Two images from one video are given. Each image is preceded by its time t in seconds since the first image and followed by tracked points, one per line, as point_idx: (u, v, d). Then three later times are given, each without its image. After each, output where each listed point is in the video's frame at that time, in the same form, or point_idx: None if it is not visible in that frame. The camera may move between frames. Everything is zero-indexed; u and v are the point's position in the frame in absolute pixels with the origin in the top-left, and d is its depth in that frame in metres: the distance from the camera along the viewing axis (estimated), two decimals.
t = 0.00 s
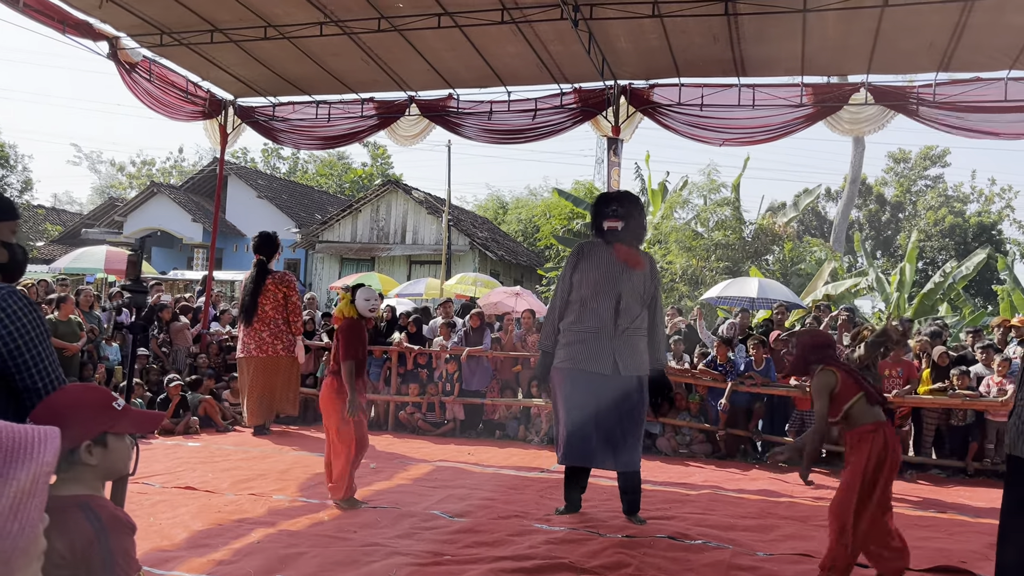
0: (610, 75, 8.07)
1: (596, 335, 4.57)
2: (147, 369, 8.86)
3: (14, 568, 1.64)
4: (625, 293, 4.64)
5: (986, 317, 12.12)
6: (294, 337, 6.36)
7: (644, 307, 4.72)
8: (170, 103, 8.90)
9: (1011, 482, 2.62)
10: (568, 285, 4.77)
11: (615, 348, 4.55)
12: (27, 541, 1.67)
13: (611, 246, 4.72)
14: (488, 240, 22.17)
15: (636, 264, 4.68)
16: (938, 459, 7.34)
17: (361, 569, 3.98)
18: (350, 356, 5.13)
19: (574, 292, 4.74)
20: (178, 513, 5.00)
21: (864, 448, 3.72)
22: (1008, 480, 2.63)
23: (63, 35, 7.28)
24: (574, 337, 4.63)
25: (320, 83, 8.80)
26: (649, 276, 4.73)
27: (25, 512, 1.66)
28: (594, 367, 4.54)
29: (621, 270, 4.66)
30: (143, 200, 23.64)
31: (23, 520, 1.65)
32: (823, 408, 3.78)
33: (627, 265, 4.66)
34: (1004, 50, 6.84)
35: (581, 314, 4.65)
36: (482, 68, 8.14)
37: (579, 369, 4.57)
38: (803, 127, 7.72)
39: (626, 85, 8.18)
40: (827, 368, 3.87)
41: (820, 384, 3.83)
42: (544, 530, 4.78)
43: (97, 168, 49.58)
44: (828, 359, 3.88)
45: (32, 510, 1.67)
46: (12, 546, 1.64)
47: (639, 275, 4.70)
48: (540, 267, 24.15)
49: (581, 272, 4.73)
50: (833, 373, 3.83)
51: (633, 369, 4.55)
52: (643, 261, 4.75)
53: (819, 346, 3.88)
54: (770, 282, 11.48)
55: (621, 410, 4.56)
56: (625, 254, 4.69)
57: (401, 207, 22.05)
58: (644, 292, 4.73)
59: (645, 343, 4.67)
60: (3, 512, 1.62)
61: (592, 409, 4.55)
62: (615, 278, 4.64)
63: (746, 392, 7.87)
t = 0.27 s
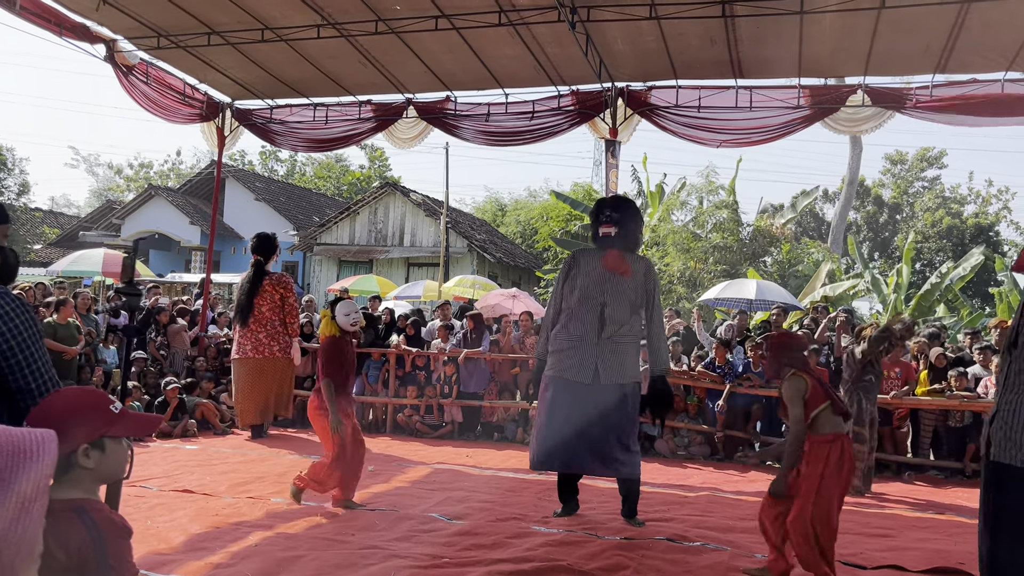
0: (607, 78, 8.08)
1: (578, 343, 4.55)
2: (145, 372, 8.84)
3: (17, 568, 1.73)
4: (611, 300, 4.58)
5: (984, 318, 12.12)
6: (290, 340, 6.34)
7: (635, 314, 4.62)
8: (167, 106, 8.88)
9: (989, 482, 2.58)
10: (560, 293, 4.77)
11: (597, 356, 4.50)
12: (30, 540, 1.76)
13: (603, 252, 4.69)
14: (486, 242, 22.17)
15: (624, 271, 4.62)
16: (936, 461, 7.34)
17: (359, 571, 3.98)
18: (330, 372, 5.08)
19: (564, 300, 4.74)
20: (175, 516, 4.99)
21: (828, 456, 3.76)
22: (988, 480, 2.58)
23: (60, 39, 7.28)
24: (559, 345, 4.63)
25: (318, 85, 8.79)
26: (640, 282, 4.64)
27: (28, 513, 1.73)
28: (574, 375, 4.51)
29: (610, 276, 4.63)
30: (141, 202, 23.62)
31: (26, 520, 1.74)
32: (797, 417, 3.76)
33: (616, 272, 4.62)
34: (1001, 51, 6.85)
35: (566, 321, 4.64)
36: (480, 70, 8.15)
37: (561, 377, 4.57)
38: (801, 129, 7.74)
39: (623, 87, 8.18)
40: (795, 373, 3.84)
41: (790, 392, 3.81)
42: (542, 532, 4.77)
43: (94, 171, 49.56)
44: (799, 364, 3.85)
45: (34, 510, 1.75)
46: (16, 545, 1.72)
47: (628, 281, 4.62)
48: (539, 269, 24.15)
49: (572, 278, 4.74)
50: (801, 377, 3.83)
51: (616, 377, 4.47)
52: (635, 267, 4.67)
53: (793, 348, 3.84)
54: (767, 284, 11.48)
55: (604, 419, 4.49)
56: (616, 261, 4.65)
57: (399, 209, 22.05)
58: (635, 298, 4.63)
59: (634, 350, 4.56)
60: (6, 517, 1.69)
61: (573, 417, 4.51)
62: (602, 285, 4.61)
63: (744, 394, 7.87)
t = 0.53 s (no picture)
0: (605, 80, 8.08)
1: (567, 343, 4.56)
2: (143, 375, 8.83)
3: (21, 570, 1.73)
4: (600, 300, 4.57)
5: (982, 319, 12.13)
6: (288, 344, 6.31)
7: (626, 312, 4.57)
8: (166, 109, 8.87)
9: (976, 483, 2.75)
10: (554, 295, 4.79)
11: (584, 356, 4.50)
12: (31, 543, 1.76)
13: (597, 250, 4.67)
14: (485, 245, 22.16)
15: (614, 270, 4.59)
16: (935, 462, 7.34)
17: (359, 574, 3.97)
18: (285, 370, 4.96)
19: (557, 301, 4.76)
20: (175, 520, 4.98)
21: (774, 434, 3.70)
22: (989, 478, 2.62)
23: (58, 42, 7.27)
24: (550, 346, 4.66)
25: (316, 88, 8.80)
26: (631, 280, 4.58)
27: (29, 515, 1.73)
28: (562, 376, 4.53)
29: (602, 276, 4.60)
30: (139, 205, 23.61)
31: (28, 523, 1.73)
32: (740, 398, 3.76)
33: (607, 271, 4.60)
34: (998, 52, 6.86)
35: (557, 323, 4.67)
36: (478, 73, 8.16)
37: (550, 378, 4.60)
38: (800, 130, 7.74)
39: (621, 89, 8.19)
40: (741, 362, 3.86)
41: (736, 375, 3.83)
42: (542, 534, 4.76)
43: (93, 174, 49.55)
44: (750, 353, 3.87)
45: (35, 512, 1.75)
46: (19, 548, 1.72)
47: (618, 280, 4.59)
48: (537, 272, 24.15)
49: (567, 278, 4.74)
50: (749, 365, 3.84)
51: (603, 377, 4.45)
52: (627, 266, 4.62)
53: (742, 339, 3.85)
54: (766, 286, 11.48)
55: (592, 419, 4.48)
56: (609, 259, 4.62)
57: (398, 212, 22.06)
58: (626, 297, 4.58)
59: (625, 349, 4.51)
60: (8, 520, 1.69)
61: (561, 418, 4.51)
62: (591, 285, 4.60)
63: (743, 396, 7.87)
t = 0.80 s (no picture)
0: (604, 82, 8.09)
1: (559, 345, 4.56)
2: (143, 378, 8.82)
3: (20, 570, 1.73)
4: (591, 302, 4.54)
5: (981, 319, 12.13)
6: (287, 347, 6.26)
7: (618, 314, 4.52)
8: (165, 111, 8.89)
9: (961, 497, 2.13)
10: (550, 296, 4.78)
11: (574, 358, 4.48)
12: (29, 543, 1.76)
13: (591, 250, 4.65)
14: (484, 247, 22.16)
15: (606, 272, 4.55)
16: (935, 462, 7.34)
17: None
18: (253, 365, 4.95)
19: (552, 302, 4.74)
20: (174, 523, 4.97)
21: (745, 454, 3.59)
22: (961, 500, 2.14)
23: (56, 45, 7.27)
24: (543, 347, 4.66)
25: (315, 91, 8.81)
26: (623, 282, 4.53)
27: (27, 515, 1.73)
28: (552, 378, 4.53)
29: (594, 277, 4.57)
30: (138, 208, 23.61)
31: (26, 522, 1.74)
32: (706, 417, 3.70)
33: (597, 272, 4.57)
34: (997, 53, 6.87)
35: (550, 325, 4.66)
36: (476, 74, 8.16)
37: (542, 380, 4.61)
38: (799, 131, 7.75)
39: (619, 91, 8.20)
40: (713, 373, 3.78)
41: (701, 392, 3.76)
42: (543, 536, 4.76)
43: (92, 177, 49.53)
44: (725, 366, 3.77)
45: (32, 513, 1.75)
46: (16, 548, 1.72)
47: (609, 281, 4.54)
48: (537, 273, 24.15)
49: (562, 279, 4.73)
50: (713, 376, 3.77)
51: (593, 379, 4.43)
52: (620, 268, 4.57)
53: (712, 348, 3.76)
54: (766, 287, 11.48)
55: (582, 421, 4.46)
56: (601, 260, 4.59)
57: (397, 214, 22.05)
58: (618, 298, 4.53)
59: (616, 351, 4.46)
60: (6, 520, 1.70)
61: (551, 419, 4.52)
62: (583, 287, 4.58)
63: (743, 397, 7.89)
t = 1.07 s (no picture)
0: (603, 83, 8.09)
1: (551, 348, 4.52)
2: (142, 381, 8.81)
3: None
4: (584, 305, 4.47)
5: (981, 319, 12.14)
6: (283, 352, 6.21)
7: (612, 318, 4.44)
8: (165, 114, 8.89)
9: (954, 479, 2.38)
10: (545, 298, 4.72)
11: (565, 362, 4.44)
12: (7, 544, 1.81)
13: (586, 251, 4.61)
14: (484, 248, 22.16)
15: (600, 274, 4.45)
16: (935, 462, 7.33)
17: None
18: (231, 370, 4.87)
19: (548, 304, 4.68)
20: (175, 525, 4.97)
21: (712, 445, 3.68)
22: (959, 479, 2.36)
23: (55, 48, 7.28)
24: (538, 350, 4.62)
25: (314, 93, 8.81)
26: (616, 285, 4.45)
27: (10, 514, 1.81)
28: (544, 381, 4.50)
29: (587, 280, 4.49)
30: (137, 211, 23.60)
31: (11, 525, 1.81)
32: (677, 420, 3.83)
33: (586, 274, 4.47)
34: (996, 53, 6.88)
35: (545, 327, 4.61)
36: (475, 76, 8.16)
37: (535, 383, 4.58)
38: (798, 131, 7.75)
39: (619, 92, 8.20)
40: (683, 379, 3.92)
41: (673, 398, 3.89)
42: (543, 538, 4.75)
43: (91, 179, 49.54)
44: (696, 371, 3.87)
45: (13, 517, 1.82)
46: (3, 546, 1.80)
47: (604, 285, 4.46)
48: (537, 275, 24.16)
49: (557, 280, 4.67)
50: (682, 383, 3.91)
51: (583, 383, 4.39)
52: (613, 270, 4.48)
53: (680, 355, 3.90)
54: (766, 287, 11.48)
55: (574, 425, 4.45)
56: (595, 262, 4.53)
57: (396, 216, 22.06)
58: (611, 301, 4.45)
59: (608, 355, 4.40)
60: None
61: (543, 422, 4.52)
62: (576, 289, 4.50)
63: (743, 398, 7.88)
